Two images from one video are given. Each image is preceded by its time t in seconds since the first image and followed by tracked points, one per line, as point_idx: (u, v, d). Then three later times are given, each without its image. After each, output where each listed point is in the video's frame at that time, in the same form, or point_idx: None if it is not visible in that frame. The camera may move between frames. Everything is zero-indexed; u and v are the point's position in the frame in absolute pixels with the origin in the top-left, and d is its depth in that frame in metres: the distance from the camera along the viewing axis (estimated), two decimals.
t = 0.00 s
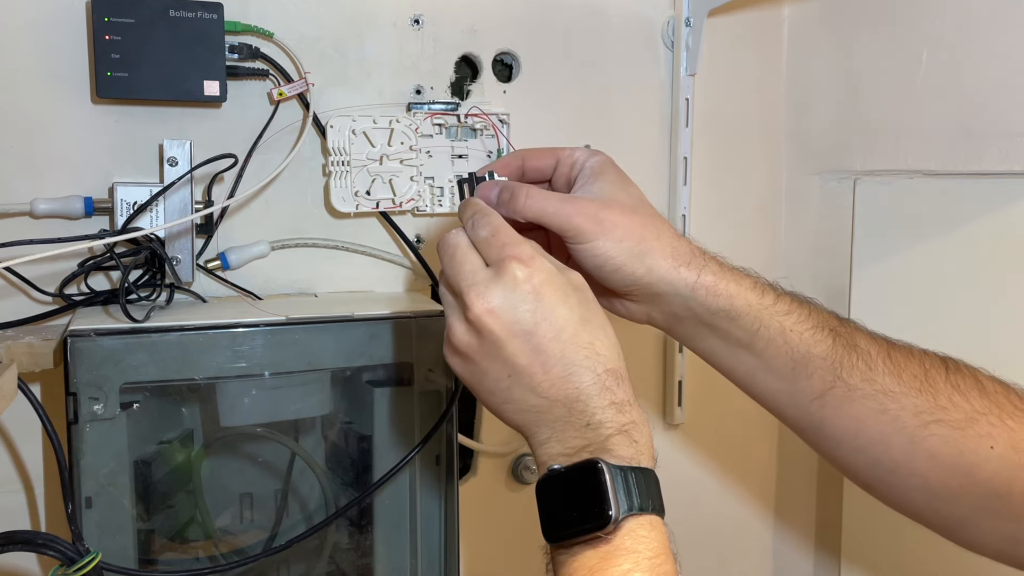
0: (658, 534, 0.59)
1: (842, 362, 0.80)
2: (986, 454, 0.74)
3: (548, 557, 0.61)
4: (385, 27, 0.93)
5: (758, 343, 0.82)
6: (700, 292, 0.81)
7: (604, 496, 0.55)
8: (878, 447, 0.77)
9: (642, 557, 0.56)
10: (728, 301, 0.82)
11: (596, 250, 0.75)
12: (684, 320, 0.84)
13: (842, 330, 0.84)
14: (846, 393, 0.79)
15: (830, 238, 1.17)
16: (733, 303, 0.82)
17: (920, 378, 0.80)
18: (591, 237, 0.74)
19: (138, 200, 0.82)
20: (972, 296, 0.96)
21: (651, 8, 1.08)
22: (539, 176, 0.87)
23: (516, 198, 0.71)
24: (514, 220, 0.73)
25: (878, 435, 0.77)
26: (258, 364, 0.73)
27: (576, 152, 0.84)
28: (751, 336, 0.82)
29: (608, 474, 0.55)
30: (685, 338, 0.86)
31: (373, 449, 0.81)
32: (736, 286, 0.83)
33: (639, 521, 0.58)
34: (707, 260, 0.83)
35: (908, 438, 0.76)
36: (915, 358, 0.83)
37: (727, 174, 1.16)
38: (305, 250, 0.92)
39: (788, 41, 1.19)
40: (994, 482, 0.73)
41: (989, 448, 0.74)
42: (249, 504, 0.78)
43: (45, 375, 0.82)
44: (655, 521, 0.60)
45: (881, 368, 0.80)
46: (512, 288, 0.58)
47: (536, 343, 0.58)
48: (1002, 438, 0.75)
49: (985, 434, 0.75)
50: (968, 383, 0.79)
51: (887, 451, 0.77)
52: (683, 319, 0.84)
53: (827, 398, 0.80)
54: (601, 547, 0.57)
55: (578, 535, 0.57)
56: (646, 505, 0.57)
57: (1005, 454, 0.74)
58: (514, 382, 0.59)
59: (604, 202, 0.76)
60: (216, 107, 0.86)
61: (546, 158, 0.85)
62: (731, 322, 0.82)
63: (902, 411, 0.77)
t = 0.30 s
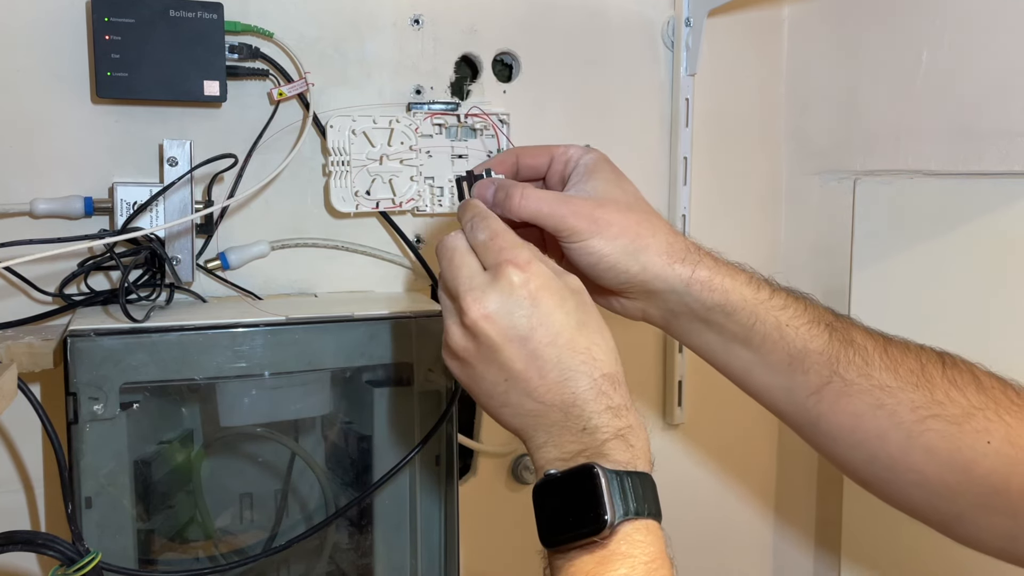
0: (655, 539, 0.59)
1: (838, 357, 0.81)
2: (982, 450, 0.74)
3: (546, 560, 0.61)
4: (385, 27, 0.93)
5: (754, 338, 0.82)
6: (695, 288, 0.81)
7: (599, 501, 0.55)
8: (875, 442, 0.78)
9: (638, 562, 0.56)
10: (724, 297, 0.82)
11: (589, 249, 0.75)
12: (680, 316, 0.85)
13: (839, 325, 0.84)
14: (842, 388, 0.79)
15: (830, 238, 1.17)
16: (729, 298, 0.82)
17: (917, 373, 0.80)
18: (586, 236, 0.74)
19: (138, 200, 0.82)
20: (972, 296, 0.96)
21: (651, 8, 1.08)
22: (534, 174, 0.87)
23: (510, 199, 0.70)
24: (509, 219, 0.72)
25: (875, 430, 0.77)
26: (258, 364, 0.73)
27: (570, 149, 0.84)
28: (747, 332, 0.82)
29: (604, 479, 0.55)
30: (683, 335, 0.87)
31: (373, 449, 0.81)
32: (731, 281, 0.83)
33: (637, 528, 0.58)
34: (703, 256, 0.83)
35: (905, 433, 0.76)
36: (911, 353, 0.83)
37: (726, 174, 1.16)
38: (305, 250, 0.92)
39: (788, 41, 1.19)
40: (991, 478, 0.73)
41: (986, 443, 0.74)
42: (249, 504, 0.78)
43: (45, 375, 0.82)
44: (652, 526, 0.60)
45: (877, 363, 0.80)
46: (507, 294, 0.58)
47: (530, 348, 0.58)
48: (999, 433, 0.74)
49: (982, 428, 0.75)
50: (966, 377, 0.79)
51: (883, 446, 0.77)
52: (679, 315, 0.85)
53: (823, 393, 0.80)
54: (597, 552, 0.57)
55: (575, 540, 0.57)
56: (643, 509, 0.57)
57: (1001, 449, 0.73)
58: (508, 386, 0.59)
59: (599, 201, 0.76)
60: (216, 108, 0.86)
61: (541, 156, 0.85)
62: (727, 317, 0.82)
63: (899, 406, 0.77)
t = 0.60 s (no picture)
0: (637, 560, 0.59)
1: (842, 345, 0.80)
2: (984, 440, 0.74)
3: None
4: (385, 27, 0.93)
5: (758, 325, 0.82)
6: (701, 274, 0.80)
7: (573, 523, 0.56)
8: (877, 430, 0.78)
9: None
10: (728, 283, 0.81)
11: (595, 234, 0.74)
12: (683, 301, 0.84)
13: (842, 313, 0.84)
14: (845, 376, 0.79)
15: (829, 237, 1.17)
16: (734, 285, 0.81)
17: (920, 362, 0.80)
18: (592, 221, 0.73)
19: (138, 200, 0.82)
20: (972, 296, 0.96)
21: (652, 8, 1.08)
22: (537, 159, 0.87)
23: (518, 183, 0.68)
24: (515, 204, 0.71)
25: (877, 418, 0.77)
26: (257, 364, 0.73)
27: (574, 135, 0.84)
28: (751, 318, 0.82)
29: (580, 501, 0.56)
30: (685, 322, 0.86)
31: (373, 449, 0.81)
32: (736, 268, 0.83)
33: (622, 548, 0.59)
34: (708, 241, 0.83)
35: (907, 422, 0.76)
36: (915, 341, 0.83)
37: (726, 174, 1.16)
38: (305, 250, 0.92)
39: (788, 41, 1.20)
40: (993, 468, 0.74)
41: (988, 433, 0.75)
42: (249, 504, 0.78)
43: (45, 375, 0.82)
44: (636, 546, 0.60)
45: (881, 351, 0.80)
46: (470, 323, 0.56)
47: (496, 374, 0.57)
48: (1000, 423, 0.75)
49: (984, 418, 0.75)
50: (969, 367, 0.79)
51: (885, 434, 0.77)
52: (682, 300, 0.84)
53: (826, 380, 0.80)
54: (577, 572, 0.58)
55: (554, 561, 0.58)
56: (622, 531, 0.58)
57: (1003, 439, 0.74)
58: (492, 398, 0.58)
59: (604, 185, 0.76)
60: (216, 108, 0.86)
61: (545, 140, 0.85)
62: (731, 304, 0.81)
63: (902, 394, 0.77)
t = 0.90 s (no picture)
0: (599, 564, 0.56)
1: (852, 329, 0.81)
2: (992, 424, 0.75)
3: None
4: (385, 27, 0.93)
5: (769, 309, 0.82)
6: (711, 259, 0.81)
7: (508, 538, 0.57)
8: (885, 412, 0.79)
9: None
10: (739, 267, 0.81)
11: (607, 223, 0.76)
12: (694, 284, 0.84)
13: (854, 298, 0.84)
14: (855, 360, 0.80)
15: (829, 238, 1.17)
16: (744, 269, 0.82)
17: (931, 347, 0.80)
18: (605, 211, 0.75)
19: (138, 200, 0.82)
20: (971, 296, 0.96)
21: (652, 8, 1.08)
22: (547, 146, 0.86)
23: (529, 177, 0.70)
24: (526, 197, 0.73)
25: (885, 402, 0.79)
26: (258, 364, 0.73)
27: (584, 120, 0.83)
28: (762, 302, 0.82)
29: (510, 516, 0.57)
30: (698, 304, 0.87)
31: (373, 449, 0.81)
32: (748, 252, 0.82)
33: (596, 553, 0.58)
34: (720, 225, 0.83)
35: (915, 405, 0.77)
36: (926, 326, 0.83)
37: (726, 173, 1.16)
38: (304, 250, 0.92)
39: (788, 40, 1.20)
40: (1000, 452, 0.74)
41: (996, 419, 0.75)
42: (249, 504, 0.78)
43: (45, 375, 0.82)
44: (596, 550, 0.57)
45: (891, 336, 0.81)
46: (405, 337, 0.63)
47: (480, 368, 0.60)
48: (1010, 409, 0.75)
49: (994, 404, 0.76)
50: (981, 352, 0.79)
51: (894, 417, 0.78)
52: (693, 283, 0.84)
53: (836, 363, 0.80)
54: None
55: None
56: (562, 538, 0.55)
57: (1011, 425, 0.75)
58: (494, 387, 0.60)
59: (616, 173, 0.76)
60: (216, 107, 0.86)
61: (555, 127, 0.84)
62: (742, 288, 0.82)
63: (911, 378, 0.78)
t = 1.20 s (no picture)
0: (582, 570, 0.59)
1: (889, 315, 0.84)
2: None
3: None
4: (385, 27, 0.93)
5: (806, 298, 0.85)
6: (748, 252, 0.84)
7: (488, 550, 0.60)
8: (926, 396, 0.82)
9: None
10: (775, 259, 0.85)
11: (643, 223, 0.79)
12: (732, 279, 0.88)
13: (890, 284, 0.86)
14: (891, 345, 0.83)
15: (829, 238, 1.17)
16: (779, 260, 0.85)
17: (969, 329, 0.83)
18: (640, 212, 0.78)
19: (138, 200, 0.82)
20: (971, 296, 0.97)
21: (651, 8, 1.08)
22: (569, 157, 0.88)
23: (567, 191, 0.72)
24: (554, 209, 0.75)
25: (924, 385, 0.82)
26: (258, 364, 0.73)
27: (606, 129, 0.86)
28: (798, 291, 0.85)
29: (490, 531, 0.60)
30: (737, 298, 0.89)
31: (374, 449, 0.81)
32: (781, 242, 0.86)
33: (583, 557, 0.60)
34: (753, 218, 0.86)
35: (953, 388, 0.81)
36: (965, 307, 0.85)
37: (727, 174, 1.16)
38: (304, 250, 0.92)
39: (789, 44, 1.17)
40: None
41: None
42: (250, 504, 0.78)
43: (45, 375, 0.82)
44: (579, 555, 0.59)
45: (929, 320, 0.84)
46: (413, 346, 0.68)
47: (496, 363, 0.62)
48: None
49: None
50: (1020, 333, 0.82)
51: (934, 400, 0.82)
52: (730, 278, 0.87)
53: (872, 349, 0.84)
54: None
55: None
56: (541, 547, 0.58)
57: None
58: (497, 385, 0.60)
59: (647, 176, 0.80)
60: (216, 108, 0.86)
61: (581, 139, 0.86)
62: (777, 279, 0.85)
63: (948, 362, 0.82)
